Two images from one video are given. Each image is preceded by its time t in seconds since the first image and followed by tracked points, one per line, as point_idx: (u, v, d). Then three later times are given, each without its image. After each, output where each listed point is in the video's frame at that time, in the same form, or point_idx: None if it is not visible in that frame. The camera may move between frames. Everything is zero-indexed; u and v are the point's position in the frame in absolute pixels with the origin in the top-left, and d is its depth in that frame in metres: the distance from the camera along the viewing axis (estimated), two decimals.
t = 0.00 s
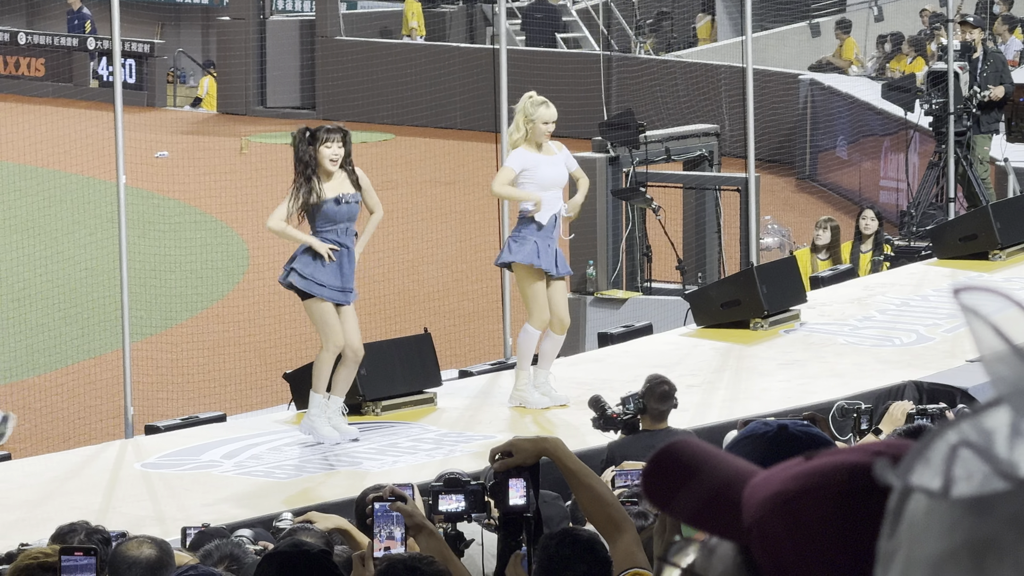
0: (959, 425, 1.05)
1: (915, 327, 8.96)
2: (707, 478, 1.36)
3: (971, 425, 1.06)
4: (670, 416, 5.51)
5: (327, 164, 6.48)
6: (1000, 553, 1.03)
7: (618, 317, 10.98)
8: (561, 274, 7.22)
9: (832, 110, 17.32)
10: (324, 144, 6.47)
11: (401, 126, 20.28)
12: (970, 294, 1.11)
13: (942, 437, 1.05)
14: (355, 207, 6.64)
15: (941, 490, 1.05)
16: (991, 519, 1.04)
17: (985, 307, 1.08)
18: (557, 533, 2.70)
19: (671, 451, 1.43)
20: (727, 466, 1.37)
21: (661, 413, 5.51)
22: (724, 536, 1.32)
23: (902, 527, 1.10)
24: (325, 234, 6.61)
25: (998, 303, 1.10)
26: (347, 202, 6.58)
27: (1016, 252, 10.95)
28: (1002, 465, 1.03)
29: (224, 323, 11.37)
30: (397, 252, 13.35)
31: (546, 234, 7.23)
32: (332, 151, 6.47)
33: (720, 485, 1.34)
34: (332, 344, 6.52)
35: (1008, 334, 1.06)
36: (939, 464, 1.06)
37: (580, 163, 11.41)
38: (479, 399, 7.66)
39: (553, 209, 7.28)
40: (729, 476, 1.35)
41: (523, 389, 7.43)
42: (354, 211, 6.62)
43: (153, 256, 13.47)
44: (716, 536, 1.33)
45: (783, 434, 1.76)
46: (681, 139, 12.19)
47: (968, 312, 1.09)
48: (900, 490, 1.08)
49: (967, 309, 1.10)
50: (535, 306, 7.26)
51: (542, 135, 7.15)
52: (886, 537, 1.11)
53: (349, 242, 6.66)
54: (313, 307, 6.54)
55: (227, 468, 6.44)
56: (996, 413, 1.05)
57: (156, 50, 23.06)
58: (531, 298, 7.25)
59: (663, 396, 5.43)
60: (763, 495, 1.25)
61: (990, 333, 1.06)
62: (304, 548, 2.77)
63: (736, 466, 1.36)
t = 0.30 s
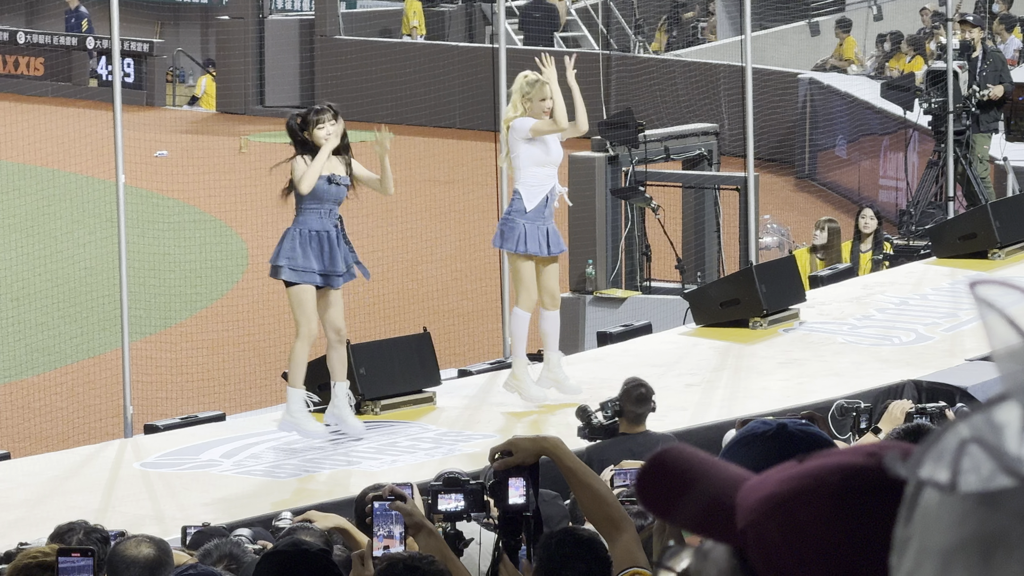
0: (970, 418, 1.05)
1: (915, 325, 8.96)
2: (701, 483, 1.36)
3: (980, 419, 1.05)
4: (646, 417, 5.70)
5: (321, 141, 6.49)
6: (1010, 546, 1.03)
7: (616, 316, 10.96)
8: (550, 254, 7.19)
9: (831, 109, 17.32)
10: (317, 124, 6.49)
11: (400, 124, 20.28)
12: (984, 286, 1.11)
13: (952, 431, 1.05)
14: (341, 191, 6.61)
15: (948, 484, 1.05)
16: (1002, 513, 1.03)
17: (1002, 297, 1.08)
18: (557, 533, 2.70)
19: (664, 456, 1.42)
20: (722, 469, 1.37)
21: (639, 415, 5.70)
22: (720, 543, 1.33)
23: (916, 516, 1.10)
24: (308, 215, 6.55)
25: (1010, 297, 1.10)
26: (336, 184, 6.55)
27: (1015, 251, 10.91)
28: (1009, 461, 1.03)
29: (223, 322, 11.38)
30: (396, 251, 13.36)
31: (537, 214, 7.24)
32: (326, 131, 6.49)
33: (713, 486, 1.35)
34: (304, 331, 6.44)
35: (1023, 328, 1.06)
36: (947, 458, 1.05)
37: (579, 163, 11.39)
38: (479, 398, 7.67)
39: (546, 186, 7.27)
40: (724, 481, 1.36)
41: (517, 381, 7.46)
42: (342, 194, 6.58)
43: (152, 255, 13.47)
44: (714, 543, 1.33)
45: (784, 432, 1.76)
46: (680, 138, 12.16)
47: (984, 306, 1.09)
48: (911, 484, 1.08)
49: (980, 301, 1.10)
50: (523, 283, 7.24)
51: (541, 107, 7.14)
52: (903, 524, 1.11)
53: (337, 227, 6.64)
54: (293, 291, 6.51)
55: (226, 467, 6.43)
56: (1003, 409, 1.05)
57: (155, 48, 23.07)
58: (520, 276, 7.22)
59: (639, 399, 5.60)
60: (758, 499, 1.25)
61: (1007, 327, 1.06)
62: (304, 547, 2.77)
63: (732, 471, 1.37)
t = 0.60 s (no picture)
0: (979, 406, 1.00)
1: (914, 324, 8.96)
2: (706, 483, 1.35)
3: (985, 409, 1.01)
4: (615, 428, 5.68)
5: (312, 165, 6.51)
6: (1013, 540, 0.99)
7: (615, 315, 10.96)
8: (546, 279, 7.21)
9: (830, 108, 17.35)
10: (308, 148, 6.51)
11: (399, 123, 20.31)
12: (997, 276, 1.03)
13: (966, 417, 1.00)
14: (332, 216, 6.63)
15: (957, 475, 1.00)
16: (1006, 506, 0.99)
17: (1011, 289, 1.01)
18: (555, 532, 2.70)
19: (671, 455, 1.42)
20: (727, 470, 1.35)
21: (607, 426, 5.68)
22: (716, 541, 1.29)
23: (912, 507, 1.05)
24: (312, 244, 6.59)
25: None
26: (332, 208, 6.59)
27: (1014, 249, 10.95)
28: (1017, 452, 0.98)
29: (222, 321, 11.38)
30: (396, 250, 13.37)
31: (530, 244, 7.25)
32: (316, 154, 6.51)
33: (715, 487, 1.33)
34: (288, 351, 6.44)
35: None
36: (956, 449, 1.01)
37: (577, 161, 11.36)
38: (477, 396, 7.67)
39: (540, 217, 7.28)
40: (727, 479, 1.34)
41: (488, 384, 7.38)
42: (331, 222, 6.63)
43: (151, 254, 13.48)
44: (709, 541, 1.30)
45: (783, 431, 1.77)
46: (679, 137, 12.15)
47: (994, 296, 1.01)
48: (912, 471, 1.03)
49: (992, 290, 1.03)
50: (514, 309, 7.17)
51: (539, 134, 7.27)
52: (895, 517, 1.06)
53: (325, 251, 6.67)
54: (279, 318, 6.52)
55: (225, 466, 6.43)
56: (1008, 400, 1.00)
57: (155, 48, 23.11)
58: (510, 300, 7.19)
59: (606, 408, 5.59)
60: (755, 495, 1.22)
61: (1016, 318, 0.98)
62: (302, 546, 2.77)
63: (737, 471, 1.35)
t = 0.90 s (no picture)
0: (964, 408, 0.98)
1: (913, 325, 8.96)
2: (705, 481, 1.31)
3: (970, 411, 0.99)
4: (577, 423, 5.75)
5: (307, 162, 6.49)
6: (1002, 540, 0.98)
7: (614, 314, 10.98)
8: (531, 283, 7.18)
9: (830, 108, 17.32)
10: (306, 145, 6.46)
11: (398, 123, 20.29)
12: (983, 278, 1.02)
13: (954, 418, 0.99)
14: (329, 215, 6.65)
15: (946, 476, 0.99)
16: (994, 505, 0.98)
17: (998, 293, 0.99)
18: (555, 532, 2.70)
19: (666, 453, 1.38)
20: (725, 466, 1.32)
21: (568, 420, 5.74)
22: (715, 539, 1.26)
23: (900, 511, 1.03)
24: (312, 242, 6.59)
25: (1014, 292, 1.00)
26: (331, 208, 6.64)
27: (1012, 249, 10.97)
28: (1006, 451, 0.97)
29: (221, 322, 11.37)
30: (394, 250, 13.35)
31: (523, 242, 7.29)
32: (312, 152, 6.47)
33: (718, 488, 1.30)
34: (278, 347, 6.43)
35: None
36: (947, 451, 0.99)
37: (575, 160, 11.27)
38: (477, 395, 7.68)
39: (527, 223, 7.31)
40: (726, 478, 1.30)
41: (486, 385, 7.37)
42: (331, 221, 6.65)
43: (150, 254, 13.47)
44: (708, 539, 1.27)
45: (785, 431, 1.77)
46: (679, 137, 12.12)
47: (980, 299, 1.00)
48: (899, 473, 1.02)
49: (977, 293, 1.02)
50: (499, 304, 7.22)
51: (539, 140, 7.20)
52: (881, 521, 1.05)
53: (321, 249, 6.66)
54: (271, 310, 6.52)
55: (224, 466, 6.43)
56: (996, 400, 0.99)
57: (153, 48, 23.11)
58: (495, 293, 7.21)
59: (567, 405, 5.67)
60: (754, 496, 1.19)
61: (1005, 324, 0.97)
62: (302, 546, 2.77)
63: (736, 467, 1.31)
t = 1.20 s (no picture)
0: (947, 412, 0.94)
1: (911, 324, 8.96)
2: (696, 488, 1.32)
3: (956, 411, 0.95)
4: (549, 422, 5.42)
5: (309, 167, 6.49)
6: (991, 538, 0.94)
7: (613, 314, 10.98)
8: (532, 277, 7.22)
9: (829, 108, 17.36)
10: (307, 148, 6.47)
11: (398, 122, 20.33)
12: (962, 276, 0.99)
13: (931, 424, 0.95)
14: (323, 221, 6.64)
15: (930, 478, 0.95)
16: (982, 506, 0.94)
17: (981, 295, 0.96)
18: (553, 532, 2.70)
19: (654, 463, 1.39)
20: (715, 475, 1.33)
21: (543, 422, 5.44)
22: (704, 540, 1.25)
23: (890, 516, 0.99)
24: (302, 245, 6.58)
25: (995, 293, 0.97)
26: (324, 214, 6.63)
27: (1010, 249, 10.99)
28: (991, 452, 0.93)
29: (220, 321, 11.37)
30: (394, 249, 13.36)
31: (519, 242, 7.25)
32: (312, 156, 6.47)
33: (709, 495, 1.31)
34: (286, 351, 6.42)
35: (1007, 328, 0.94)
36: (931, 453, 0.95)
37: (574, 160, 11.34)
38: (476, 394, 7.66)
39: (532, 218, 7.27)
40: (716, 484, 1.31)
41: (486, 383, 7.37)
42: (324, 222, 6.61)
43: (149, 254, 13.47)
44: (698, 541, 1.26)
45: (785, 430, 1.79)
46: (678, 137, 12.13)
47: (961, 300, 0.97)
48: (887, 478, 0.98)
49: (957, 294, 0.99)
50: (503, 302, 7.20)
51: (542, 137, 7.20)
52: (874, 525, 1.01)
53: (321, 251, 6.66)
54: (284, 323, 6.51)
55: (223, 465, 6.43)
56: (985, 400, 0.94)
57: (153, 47, 23.11)
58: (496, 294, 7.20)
59: (540, 402, 5.40)
60: (746, 497, 1.19)
61: (988, 325, 0.94)
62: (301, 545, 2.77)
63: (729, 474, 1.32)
